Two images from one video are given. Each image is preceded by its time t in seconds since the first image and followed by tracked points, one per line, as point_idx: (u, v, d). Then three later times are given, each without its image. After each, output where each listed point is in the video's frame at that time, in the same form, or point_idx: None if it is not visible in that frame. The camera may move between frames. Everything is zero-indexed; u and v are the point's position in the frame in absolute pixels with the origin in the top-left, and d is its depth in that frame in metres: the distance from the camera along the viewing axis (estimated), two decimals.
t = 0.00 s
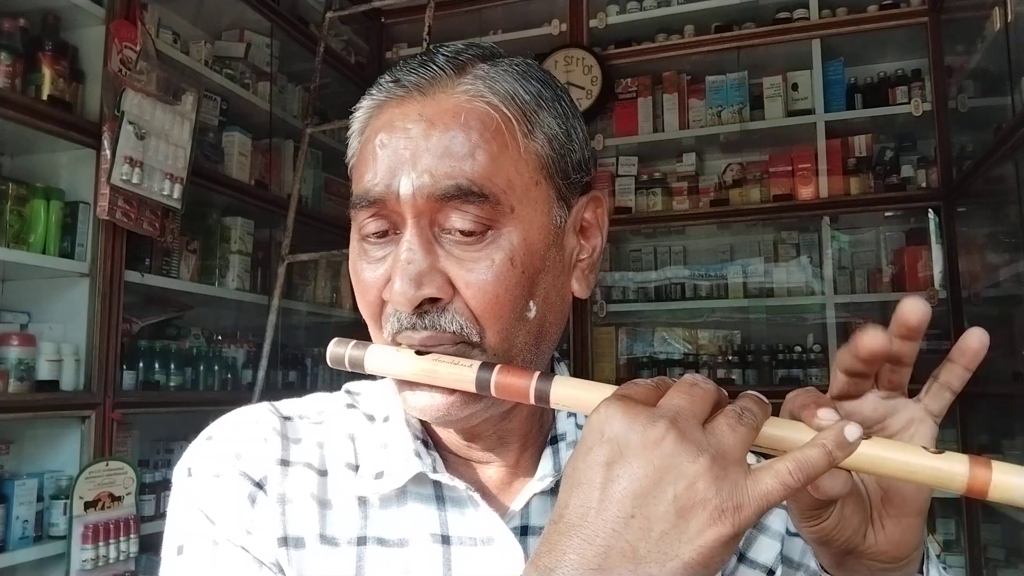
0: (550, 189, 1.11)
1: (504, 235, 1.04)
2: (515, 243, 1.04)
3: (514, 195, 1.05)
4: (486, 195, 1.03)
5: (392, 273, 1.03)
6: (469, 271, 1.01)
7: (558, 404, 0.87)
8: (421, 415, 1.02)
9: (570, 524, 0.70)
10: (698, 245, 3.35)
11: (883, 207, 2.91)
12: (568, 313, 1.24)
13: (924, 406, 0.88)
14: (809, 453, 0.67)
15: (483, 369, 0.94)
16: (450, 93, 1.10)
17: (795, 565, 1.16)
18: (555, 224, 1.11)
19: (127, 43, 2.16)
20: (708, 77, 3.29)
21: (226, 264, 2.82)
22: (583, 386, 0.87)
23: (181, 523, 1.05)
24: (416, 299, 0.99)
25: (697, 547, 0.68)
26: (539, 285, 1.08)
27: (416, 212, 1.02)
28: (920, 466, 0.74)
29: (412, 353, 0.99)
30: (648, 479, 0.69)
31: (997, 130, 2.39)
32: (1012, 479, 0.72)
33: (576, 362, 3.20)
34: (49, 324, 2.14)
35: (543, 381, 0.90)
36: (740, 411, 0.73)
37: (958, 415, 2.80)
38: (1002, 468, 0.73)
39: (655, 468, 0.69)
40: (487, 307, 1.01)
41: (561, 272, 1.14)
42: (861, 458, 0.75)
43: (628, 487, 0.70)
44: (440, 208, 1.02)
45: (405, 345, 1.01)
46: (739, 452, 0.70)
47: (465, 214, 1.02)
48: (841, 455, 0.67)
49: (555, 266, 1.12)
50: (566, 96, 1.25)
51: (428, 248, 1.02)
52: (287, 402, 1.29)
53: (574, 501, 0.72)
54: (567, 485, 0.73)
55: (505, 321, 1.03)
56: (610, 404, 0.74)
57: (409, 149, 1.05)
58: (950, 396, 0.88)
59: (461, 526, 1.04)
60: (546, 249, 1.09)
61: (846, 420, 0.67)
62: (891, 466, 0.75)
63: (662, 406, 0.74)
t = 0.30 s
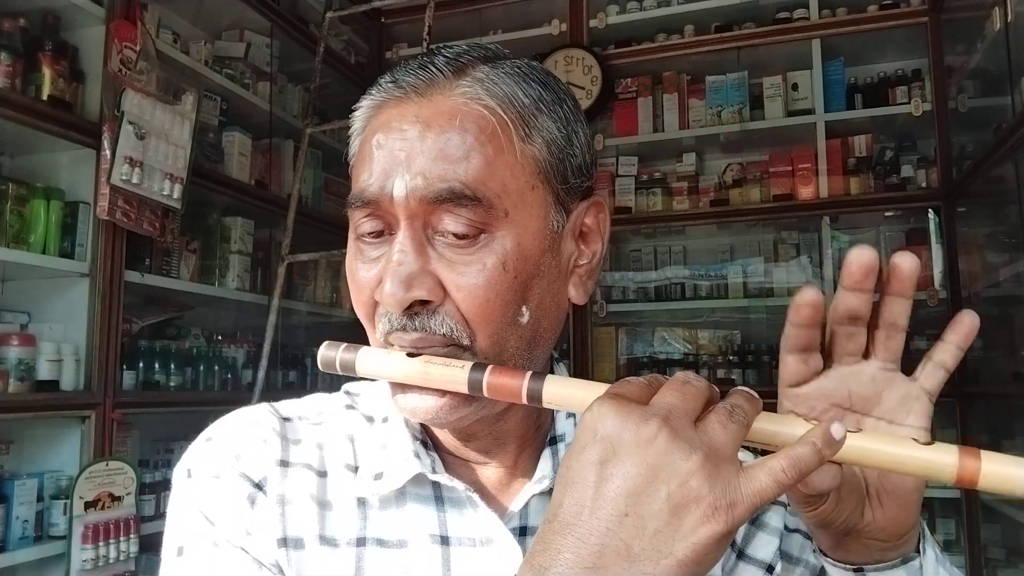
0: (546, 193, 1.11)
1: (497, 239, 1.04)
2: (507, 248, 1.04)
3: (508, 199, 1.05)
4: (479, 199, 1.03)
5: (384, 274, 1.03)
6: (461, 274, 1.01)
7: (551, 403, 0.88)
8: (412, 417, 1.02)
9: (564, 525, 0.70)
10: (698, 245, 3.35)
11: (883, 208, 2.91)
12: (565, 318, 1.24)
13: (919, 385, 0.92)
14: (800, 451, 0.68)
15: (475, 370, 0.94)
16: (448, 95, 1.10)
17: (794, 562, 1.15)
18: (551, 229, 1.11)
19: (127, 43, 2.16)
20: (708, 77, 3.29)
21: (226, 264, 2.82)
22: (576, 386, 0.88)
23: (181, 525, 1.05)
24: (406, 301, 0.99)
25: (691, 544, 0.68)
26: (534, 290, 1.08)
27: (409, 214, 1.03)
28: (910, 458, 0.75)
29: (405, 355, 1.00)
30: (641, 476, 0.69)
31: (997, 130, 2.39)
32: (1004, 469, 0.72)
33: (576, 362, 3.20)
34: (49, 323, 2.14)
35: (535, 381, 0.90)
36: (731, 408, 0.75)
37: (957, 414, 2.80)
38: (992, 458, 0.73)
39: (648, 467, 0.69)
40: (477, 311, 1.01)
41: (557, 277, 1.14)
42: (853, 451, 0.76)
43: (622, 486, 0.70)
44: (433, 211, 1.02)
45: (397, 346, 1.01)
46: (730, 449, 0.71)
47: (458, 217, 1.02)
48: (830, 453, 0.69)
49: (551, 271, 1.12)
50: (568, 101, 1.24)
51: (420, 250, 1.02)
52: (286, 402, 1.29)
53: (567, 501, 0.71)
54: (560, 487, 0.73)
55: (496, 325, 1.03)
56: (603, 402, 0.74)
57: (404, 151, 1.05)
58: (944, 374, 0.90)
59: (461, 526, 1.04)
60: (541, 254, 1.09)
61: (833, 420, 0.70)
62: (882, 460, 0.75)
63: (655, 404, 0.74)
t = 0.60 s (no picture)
0: (545, 195, 1.11)
1: (494, 241, 1.04)
2: (505, 250, 1.04)
3: (505, 201, 1.05)
4: (476, 201, 1.03)
5: (381, 275, 1.03)
6: (457, 276, 1.01)
7: (548, 404, 0.88)
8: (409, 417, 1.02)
9: (559, 524, 0.71)
10: (698, 245, 3.35)
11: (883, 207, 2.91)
12: (564, 321, 1.24)
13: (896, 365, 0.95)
14: (780, 438, 0.66)
15: (472, 370, 0.93)
16: (447, 96, 1.10)
17: (792, 568, 1.16)
18: (549, 231, 1.11)
19: (127, 43, 2.16)
20: (708, 77, 3.29)
21: (226, 264, 2.82)
22: (573, 386, 0.87)
23: (182, 525, 1.05)
24: (402, 301, 0.99)
25: (686, 541, 0.68)
26: (531, 292, 1.08)
27: (406, 215, 1.03)
28: (906, 465, 0.75)
29: (402, 355, 0.99)
30: (638, 475, 0.69)
31: (997, 130, 2.39)
32: (998, 475, 0.72)
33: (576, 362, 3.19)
34: (49, 323, 2.14)
35: (532, 382, 0.90)
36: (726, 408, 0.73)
37: (957, 414, 2.80)
38: (986, 463, 0.73)
39: (642, 466, 0.69)
40: (474, 312, 1.01)
41: (556, 279, 1.14)
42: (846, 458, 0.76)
43: (618, 486, 0.70)
44: (430, 212, 1.02)
45: (394, 346, 1.01)
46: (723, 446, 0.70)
47: (455, 218, 1.02)
48: (816, 434, 0.65)
49: (549, 273, 1.12)
50: (570, 103, 1.24)
51: (417, 251, 1.02)
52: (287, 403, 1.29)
53: (563, 500, 0.72)
54: (557, 485, 0.73)
55: (492, 327, 1.03)
56: (598, 402, 0.74)
57: (402, 151, 1.05)
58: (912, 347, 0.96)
59: (461, 528, 1.04)
60: (539, 256, 1.09)
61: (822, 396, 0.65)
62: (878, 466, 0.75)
63: (651, 405, 0.74)
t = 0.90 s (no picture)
0: (542, 194, 1.11)
1: (492, 240, 1.04)
2: (503, 248, 1.04)
3: (504, 200, 1.05)
4: (474, 200, 1.03)
5: (379, 273, 1.03)
6: (456, 274, 1.01)
7: (548, 401, 0.88)
8: (409, 416, 1.02)
9: (558, 519, 0.70)
10: (698, 245, 3.35)
11: (883, 207, 2.91)
12: (563, 320, 1.24)
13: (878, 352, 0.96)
14: (787, 440, 0.68)
15: (472, 368, 0.94)
16: (445, 95, 1.10)
17: (794, 571, 1.14)
18: (547, 230, 1.11)
19: (127, 43, 2.16)
20: (708, 77, 3.29)
21: (226, 264, 2.82)
22: (571, 383, 0.87)
23: (182, 523, 1.05)
24: (400, 299, 0.99)
25: (682, 537, 0.68)
26: (529, 291, 1.08)
27: (405, 214, 1.03)
28: (900, 458, 0.75)
29: (401, 353, 0.99)
30: (635, 472, 0.69)
31: (997, 130, 2.39)
32: (990, 467, 0.72)
33: (576, 362, 3.19)
34: (49, 323, 2.14)
35: (532, 379, 0.90)
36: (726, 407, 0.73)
37: (958, 414, 2.80)
38: (981, 456, 0.73)
39: (642, 462, 0.69)
40: (472, 311, 1.01)
41: (554, 278, 1.14)
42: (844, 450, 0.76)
43: (619, 480, 0.70)
44: (428, 210, 1.02)
45: (393, 344, 1.01)
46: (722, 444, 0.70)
47: (453, 216, 1.02)
48: (818, 439, 0.67)
49: (547, 271, 1.12)
50: (568, 102, 1.24)
51: (415, 250, 1.02)
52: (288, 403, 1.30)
53: (562, 495, 0.72)
54: (556, 482, 0.73)
55: (491, 325, 1.03)
56: (599, 398, 0.74)
57: (400, 151, 1.05)
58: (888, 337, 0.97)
59: (460, 528, 1.04)
60: (537, 254, 1.09)
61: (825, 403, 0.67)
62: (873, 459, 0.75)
63: (651, 401, 0.74)
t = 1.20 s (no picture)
0: (541, 193, 1.11)
1: (492, 238, 1.04)
2: (503, 247, 1.04)
3: (503, 198, 1.05)
4: (474, 198, 1.03)
5: (379, 272, 1.03)
6: (456, 272, 1.01)
7: (547, 397, 0.88)
8: (409, 414, 1.02)
9: (556, 517, 0.70)
10: (698, 245, 3.35)
11: (883, 207, 2.91)
12: (562, 319, 1.24)
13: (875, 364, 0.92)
14: (769, 427, 0.66)
15: (471, 366, 0.94)
16: (444, 94, 1.10)
17: (794, 572, 1.14)
18: (547, 228, 1.11)
19: (127, 43, 2.16)
20: (708, 77, 3.29)
21: (226, 264, 2.82)
22: (569, 379, 0.88)
23: (181, 524, 1.05)
24: (400, 298, 0.99)
25: (677, 533, 0.68)
26: (529, 289, 1.08)
27: (404, 213, 1.02)
28: (899, 448, 0.75)
29: (400, 351, 0.99)
30: (631, 468, 0.69)
31: (997, 130, 2.39)
32: (988, 455, 0.73)
33: (577, 362, 3.19)
34: (49, 323, 2.14)
35: (530, 376, 0.89)
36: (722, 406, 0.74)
37: (958, 414, 2.80)
38: (979, 445, 0.74)
39: (637, 458, 0.69)
40: (472, 309, 1.01)
41: (553, 277, 1.14)
42: (843, 441, 0.75)
43: (614, 477, 0.70)
44: (428, 209, 1.02)
45: (392, 342, 1.01)
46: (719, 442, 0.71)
47: (452, 215, 1.02)
48: (803, 422, 0.65)
49: (547, 270, 1.12)
50: (566, 101, 1.24)
51: (415, 248, 1.02)
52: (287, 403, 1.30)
53: (560, 493, 0.72)
54: (553, 480, 0.73)
55: (491, 324, 1.03)
56: (595, 396, 0.74)
57: (399, 150, 1.05)
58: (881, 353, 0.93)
59: (459, 527, 1.04)
60: (536, 253, 1.09)
61: (807, 383, 0.65)
62: (871, 448, 0.75)
63: (646, 396, 0.74)
